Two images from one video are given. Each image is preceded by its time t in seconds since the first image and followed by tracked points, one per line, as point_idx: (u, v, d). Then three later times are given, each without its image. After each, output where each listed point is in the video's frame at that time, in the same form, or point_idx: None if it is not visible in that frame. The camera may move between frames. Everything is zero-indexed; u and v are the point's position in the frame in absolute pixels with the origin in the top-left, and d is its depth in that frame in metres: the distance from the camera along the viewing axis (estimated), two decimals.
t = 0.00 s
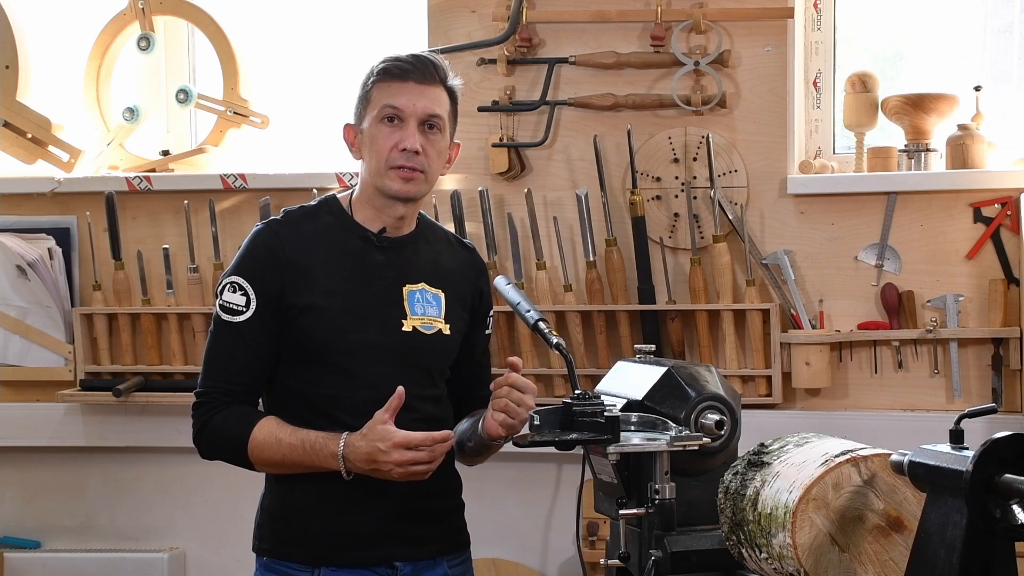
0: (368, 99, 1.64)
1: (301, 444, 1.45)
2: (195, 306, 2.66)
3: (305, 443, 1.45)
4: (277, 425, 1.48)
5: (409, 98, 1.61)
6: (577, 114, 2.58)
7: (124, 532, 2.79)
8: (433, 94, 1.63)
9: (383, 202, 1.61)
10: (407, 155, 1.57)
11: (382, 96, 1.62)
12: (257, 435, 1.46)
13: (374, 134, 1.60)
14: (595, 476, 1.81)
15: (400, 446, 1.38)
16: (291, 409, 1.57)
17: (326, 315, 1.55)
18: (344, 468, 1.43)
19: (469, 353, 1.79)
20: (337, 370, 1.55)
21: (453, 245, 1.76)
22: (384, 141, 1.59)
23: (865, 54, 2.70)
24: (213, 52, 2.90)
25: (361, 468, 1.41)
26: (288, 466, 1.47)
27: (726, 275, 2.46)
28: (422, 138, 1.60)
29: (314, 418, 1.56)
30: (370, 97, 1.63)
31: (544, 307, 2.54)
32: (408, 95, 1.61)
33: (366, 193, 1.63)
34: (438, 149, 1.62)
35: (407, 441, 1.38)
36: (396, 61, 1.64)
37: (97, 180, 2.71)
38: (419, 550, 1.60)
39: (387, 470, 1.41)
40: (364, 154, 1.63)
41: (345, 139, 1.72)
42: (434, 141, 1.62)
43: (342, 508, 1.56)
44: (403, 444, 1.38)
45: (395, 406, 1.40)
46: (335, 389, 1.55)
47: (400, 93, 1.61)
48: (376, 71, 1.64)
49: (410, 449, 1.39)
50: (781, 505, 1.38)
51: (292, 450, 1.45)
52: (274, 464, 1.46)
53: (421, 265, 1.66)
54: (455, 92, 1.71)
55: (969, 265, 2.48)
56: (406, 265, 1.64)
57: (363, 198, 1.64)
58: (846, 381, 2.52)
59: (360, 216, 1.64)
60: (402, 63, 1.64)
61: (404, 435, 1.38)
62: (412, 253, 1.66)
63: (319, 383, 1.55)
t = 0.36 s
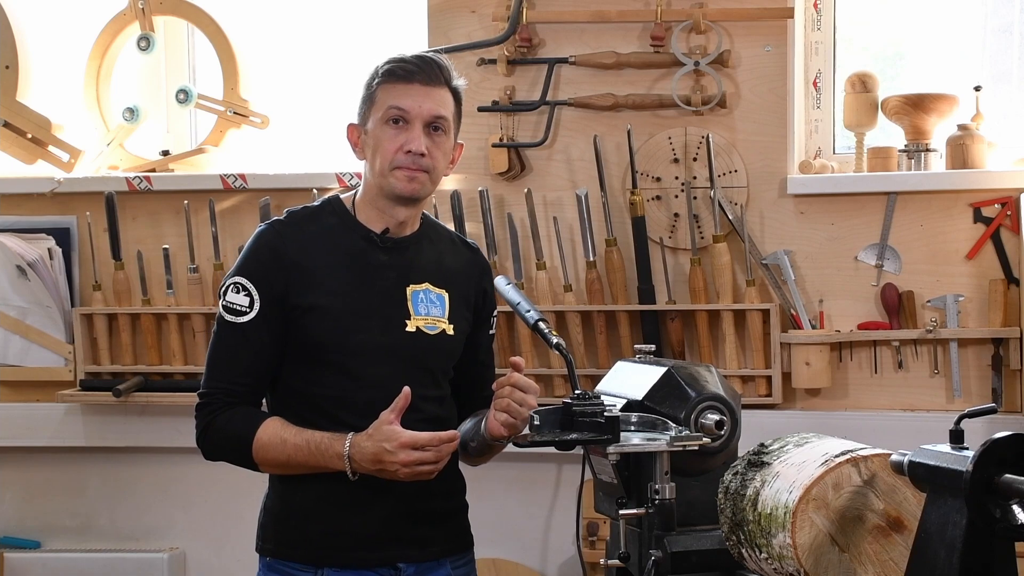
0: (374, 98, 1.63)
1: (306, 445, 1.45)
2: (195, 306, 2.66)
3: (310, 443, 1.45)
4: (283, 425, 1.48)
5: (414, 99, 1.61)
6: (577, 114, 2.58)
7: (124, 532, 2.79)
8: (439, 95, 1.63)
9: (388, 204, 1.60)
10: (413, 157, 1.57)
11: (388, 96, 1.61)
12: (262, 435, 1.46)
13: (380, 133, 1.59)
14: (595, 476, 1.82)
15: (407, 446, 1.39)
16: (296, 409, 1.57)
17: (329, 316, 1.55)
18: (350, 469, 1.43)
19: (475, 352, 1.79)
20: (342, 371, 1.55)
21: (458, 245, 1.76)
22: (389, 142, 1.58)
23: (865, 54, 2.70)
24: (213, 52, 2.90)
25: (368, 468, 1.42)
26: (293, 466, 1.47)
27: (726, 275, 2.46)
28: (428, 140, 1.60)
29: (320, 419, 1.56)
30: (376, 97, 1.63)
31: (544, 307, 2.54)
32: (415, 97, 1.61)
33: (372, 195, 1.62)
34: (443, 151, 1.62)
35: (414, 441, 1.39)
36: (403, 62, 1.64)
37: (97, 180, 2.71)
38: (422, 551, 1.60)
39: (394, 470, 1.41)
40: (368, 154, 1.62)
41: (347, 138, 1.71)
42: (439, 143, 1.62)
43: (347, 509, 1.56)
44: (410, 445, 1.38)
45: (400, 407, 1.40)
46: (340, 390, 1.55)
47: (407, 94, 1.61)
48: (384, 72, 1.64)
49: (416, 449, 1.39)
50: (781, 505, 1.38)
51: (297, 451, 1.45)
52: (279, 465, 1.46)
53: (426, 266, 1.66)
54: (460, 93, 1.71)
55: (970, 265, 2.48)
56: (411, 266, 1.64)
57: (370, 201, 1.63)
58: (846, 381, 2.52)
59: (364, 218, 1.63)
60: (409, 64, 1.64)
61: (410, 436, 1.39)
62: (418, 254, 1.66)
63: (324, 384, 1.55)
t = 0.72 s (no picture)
0: (356, 104, 1.59)
1: (286, 447, 1.45)
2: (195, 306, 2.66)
3: (291, 445, 1.45)
4: (258, 429, 1.48)
5: (408, 112, 1.61)
6: (577, 114, 2.58)
7: (124, 532, 2.79)
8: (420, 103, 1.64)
9: (358, 207, 1.63)
10: (402, 172, 1.61)
11: (375, 105, 1.58)
12: (239, 442, 1.46)
13: (369, 146, 1.58)
14: (595, 476, 1.82)
15: (404, 457, 1.38)
16: (267, 413, 1.57)
17: (301, 315, 1.55)
18: (335, 460, 1.44)
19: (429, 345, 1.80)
20: (315, 368, 1.56)
21: (394, 226, 1.78)
22: (380, 156, 1.59)
23: (865, 54, 2.70)
24: (213, 51, 2.90)
25: (356, 463, 1.42)
26: (273, 469, 1.46)
27: (726, 275, 2.46)
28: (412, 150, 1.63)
29: (295, 419, 1.56)
30: (361, 103, 1.59)
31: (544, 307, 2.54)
32: (404, 109, 1.60)
33: (335, 197, 1.62)
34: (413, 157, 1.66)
35: (412, 454, 1.38)
36: (387, 66, 1.60)
37: (98, 180, 2.71)
38: (406, 548, 1.61)
39: (381, 473, 1.41)
40: (345, 161, 1.60)
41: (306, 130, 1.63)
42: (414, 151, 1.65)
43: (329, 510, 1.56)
44: (408, 457, 1.38)
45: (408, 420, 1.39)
46: (311, 386, 1.56)
47: (396, 107, 1.59)
48: (370, 78, 1.59)
49: (412, 460, 1.39)
50: (781, 505, 1.38)
51: (277, 453, 1.45)
52: (260, 470, 1.46)
53: (383, 254, 1.68)
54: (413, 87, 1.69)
55: (969, 265, 2.48)
56: (370, 255, 1.66)
57: (324, 198, 1.63)
58: (846, 381, 2.52)
59: (320, 218, 1.63)
60: (395, 71, 1.60)
61: (410, 448, 1.38)
62: (372, 244, 1.67)
63: (299, 383, 1.56)
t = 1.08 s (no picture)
0: (383, 101, 1.59)
1: (303, 431, 1.42)
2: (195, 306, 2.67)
3: (308, 429, 1.42)
4: (276, 416, 1.46)
5: (434, 110, 1.61)
6: (577, 114, 2.58)
7: (124, 532, 2.79)
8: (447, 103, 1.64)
9: (384, 206, 1.63)
10: (428, 170, 1.61)
11: (402, 103, 1.59)
12: (258, 429, 1.44)
13: (395, 143, 1.59)
14: (595, 476, 1.82)
15: (422, 430, 1.33)
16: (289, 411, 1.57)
17: (320, 311, 1.55)
18: (353, 443, 1.39)
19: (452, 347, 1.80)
20: (337, 365, 1.56)
21: (422, 231, 1.78)
22: (405, 153, 1.59)
23: (865, 54, 2.70)
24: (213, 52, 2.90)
25: (373, 443, 1.37)
26: (291, 456, 1.44)
27: (726, 275, 2.46)
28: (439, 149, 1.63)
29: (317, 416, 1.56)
30: (387, 101, 1.59)
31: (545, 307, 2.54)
32: (430, 107, 1.61)
33: (362, 196, 1.63)
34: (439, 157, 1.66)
35: (429, 426, 1.33)
36: (413, 65, 1.61)
37: (98, 180, 2.71)
38: (418, 549, 1.61)
39: (400, 451, 1.35)
40: (371, 158, 1.60)
41: (334, 129, 1.64)
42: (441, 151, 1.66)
43: (343, 508, 1.56)
44: (425, 429, 1.32)
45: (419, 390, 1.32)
46: (333, 384, 1.56)
47: (422, 104, 1.60)
48: (396, 76, 1.60)
49: (429, 434, 1.33)
50: (781, 505, 1.38)
51: (295, 437, 1.42)
52: (280, 455, 1.44)
53: (406, 255, 1.68)
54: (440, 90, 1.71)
55: (970, 265, 2.48)
56: (393, 256, 1.66)
57: (351, 196, 1.63)
58: (846, 381, 2.52)
59: (345, 215, 1.63)
60: (420, 70, 1.61)
61: (426, 419, 1.32)
62: (395, 245, 1.67)
63: (322, 379, 1.56)
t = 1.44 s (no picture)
0: (382, 103, 1.59)
1: (358, 408, 1.42)
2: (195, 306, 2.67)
3: (363, 405, 1.42)
4: (325, 399, 1.46)
5: (433, 113, 1.61)
6: (577, 114, 2.58)
7: (124, 532, 2.79)
8: (447, 106, 1.64)
9: (382, 207, 1.63)
10: (426, 173, 1.61)
11: (401, 106, 1.59)
12: (310, 413, 1.44)
13: (393, 145, 1.58)
14: (595, 476, 1.82)
15: (480, 381, 1.40)
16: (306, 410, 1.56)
17: (331, 309, 1.55)
18: (405, 412, 1.41)
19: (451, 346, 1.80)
20: (348, 362, 1.56)
21: (417, 233, 1.79)
22: (403, 156, 1.59)
23: (865, 54, 2.70)
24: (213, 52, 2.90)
25: (429, 408, 1.41)
26: (347, 436, 1.44)
27: (726, 275, 2.46)
28: (437, 152, 1.63)
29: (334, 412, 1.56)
30: (386, 103, 1.59)
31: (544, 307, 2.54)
32: (429, 111, 1.60)
33: (361, 197, 1.63)
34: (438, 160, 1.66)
35: (486, 376, 1.40)
36: (413, 68, 1.60)
37: (97, 180, 2.71)
38: (423, 547, 1.62)
39: (459, 407, 1.41)
40: (370, 160, 1.60)
41: (335, 129, 1.64)
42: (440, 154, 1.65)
43: (349, 509, 1.56)
44: (483, 380, 1.40)
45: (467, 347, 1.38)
46: (345, 380, 1.56)
47: (421, 108, 1.59)
48: (396, 79, 1.59)
49: (486, 385, 1.41)
50: (781, 505, 1.38)
51: (351, 416, 1.42)
52: (336, 437, 1.44)
53: (405, 256, 1.69)
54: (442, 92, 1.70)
55: (970, 265, 2.48)
56: (394, 256, 1.67)
57: (351, 197, 1.64)
58: (846, 381, 2.52)
59: (344, 215, 1.63)
60: (420, 74, 1.60)
61: (482, 370, 1.40)
62: (394, 246, 1.68)
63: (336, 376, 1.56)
